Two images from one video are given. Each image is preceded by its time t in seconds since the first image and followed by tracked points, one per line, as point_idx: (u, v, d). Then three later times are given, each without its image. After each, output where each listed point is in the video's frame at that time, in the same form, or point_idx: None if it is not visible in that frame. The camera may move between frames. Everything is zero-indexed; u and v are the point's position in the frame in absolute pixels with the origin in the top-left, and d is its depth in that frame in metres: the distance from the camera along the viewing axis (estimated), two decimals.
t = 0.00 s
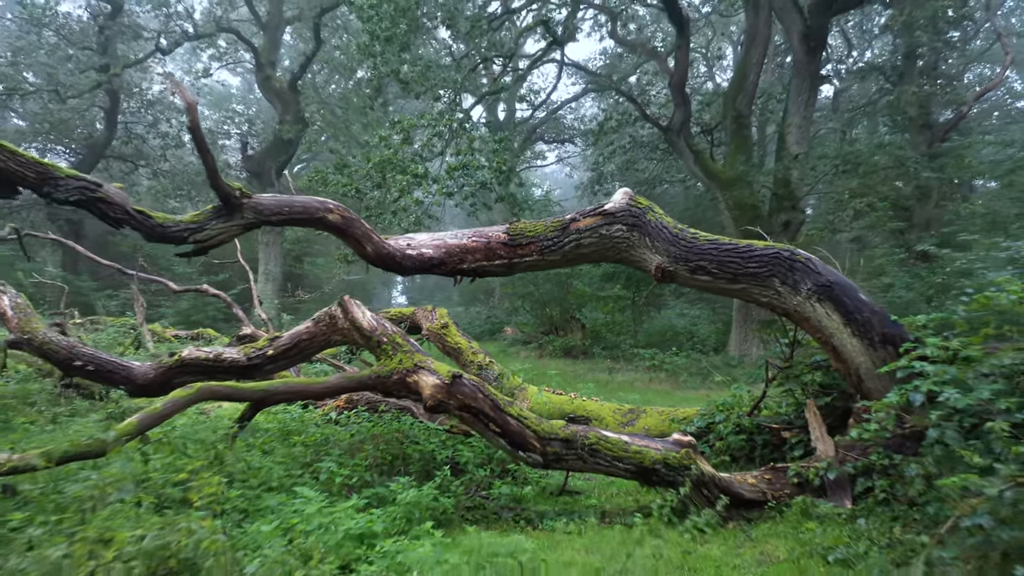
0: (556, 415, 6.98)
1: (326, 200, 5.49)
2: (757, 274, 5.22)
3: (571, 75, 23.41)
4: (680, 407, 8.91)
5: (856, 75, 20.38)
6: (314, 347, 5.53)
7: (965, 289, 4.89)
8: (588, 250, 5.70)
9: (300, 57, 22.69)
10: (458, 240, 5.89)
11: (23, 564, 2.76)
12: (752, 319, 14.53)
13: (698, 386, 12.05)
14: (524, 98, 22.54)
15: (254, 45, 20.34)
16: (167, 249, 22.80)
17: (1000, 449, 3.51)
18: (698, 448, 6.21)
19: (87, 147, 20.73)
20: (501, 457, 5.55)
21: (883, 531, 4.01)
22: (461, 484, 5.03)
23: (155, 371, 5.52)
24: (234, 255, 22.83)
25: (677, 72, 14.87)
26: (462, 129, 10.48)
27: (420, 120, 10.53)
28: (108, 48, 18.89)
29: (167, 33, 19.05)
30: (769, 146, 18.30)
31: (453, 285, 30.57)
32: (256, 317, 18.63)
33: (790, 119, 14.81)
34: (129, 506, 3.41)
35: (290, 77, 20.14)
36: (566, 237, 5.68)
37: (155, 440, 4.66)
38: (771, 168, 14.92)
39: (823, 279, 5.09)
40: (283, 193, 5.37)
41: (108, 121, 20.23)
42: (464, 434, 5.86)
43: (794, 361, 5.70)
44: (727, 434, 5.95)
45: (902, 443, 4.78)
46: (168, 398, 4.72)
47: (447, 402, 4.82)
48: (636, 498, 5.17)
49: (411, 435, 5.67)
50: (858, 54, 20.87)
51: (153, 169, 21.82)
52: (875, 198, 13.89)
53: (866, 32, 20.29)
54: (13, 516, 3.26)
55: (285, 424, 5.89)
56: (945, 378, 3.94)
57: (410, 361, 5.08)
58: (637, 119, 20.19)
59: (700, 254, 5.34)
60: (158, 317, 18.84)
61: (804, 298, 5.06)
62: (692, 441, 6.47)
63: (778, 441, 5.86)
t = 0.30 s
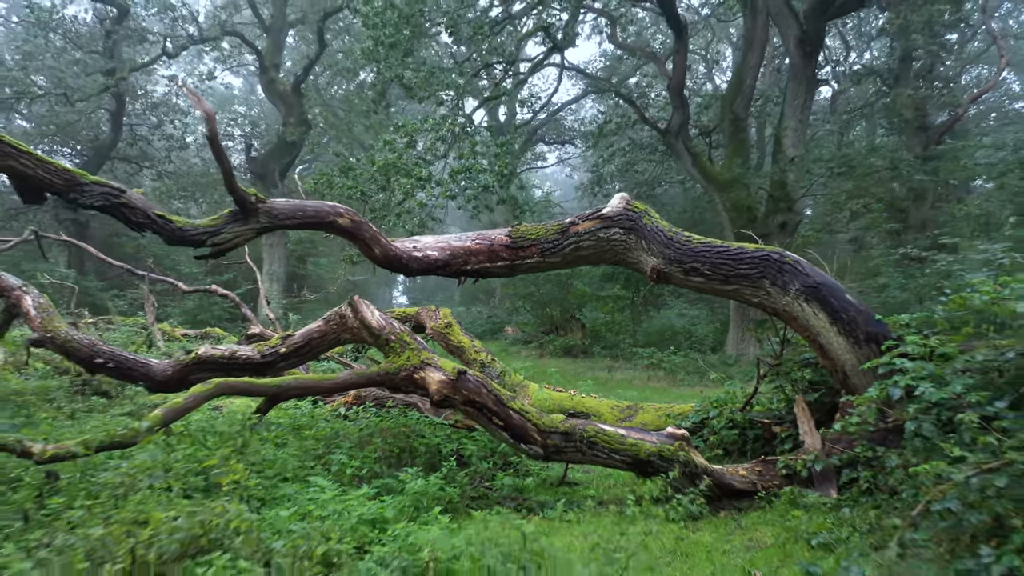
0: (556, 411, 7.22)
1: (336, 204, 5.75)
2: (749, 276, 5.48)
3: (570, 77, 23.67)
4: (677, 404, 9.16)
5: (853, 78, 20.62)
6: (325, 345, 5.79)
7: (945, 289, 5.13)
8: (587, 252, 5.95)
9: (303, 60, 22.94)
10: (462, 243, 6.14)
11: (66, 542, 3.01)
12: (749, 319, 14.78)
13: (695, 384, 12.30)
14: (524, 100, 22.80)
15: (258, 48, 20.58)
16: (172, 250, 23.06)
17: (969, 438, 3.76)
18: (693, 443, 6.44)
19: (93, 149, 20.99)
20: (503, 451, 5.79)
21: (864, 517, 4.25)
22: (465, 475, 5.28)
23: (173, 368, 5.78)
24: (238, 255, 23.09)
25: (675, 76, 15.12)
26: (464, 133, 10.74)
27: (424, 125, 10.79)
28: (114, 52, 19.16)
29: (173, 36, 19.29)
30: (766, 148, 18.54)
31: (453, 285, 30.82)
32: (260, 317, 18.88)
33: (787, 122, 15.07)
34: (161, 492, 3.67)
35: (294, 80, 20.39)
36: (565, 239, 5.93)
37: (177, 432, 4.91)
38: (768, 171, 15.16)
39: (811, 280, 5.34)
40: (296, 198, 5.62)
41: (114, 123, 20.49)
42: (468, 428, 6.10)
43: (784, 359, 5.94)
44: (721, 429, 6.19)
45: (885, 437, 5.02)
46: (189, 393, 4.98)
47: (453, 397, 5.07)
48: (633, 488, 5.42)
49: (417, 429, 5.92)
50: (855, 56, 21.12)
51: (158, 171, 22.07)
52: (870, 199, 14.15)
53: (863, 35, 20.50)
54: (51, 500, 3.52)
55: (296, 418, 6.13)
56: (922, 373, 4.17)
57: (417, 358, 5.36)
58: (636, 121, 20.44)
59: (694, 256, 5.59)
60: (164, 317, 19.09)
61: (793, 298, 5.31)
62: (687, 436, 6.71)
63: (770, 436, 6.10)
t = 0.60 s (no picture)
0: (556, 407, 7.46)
1: (345, 209, 6.00)
2: (741, 277, 5.73)
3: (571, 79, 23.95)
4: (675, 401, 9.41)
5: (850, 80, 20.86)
6: (335, 343, 6.05)
7: (926, 290, 5.38)
8: (587, 254, 6.20)
9: (306, 62, 23.20)
10: (465, 245, 6.39)
11: (105, 523, 3.27)
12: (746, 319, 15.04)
13: (692, 382, 12.55)
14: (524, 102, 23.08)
15: (262, 51, 20.83)
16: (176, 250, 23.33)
17: (943, 430, 4.01)
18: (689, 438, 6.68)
19: (99, 151, 21.25)
20: (506, 445, 6.04)
21: (846, 505, 4.51)
22: (470, 467, 5.53)
23: (190, 365, 6.03)
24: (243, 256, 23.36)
25: (673, 79, 15.37)
26: (467, 137, 10.99)
27: (427, 129, 11.05)
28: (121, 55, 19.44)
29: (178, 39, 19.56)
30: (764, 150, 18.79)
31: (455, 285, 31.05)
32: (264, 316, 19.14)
33: (783, 125, 15.32)
34: (187, 479, 3.93)
35: (297, 83, 20.66)
36: (565, 242, 6.18)
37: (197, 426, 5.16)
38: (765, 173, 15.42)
39: (799, 281, 5.60)
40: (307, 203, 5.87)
41: (120, 126, 20.76)
42: (472, 423, 6.36)
43: (775, 356, 6.18)
44: (715, 425, 6.41)
45: (871, 430, 5.26)
46: (208, 388, 5.25)
47: (458, 392, 5.35)
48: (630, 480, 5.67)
49: (423, 424, 6.17)
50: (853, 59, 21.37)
51: (163, 172, 22.33)
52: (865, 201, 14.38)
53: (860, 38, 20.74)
54: (86, 487, 3.78)
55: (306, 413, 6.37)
56: (903, 370, 4.41)
57: (424, 356, 5.64)
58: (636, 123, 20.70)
59: (688, 258, 5.85)
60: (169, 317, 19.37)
61: (783, 298, 5.56)
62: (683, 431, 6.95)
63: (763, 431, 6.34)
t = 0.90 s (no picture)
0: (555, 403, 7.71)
1: (354, 213, 6.26)
2: (734, 278, 5.99)
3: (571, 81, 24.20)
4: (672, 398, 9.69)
5: (848, 83, 21.11)
6: (344, 342, 6.30)
7: (910, 290, 5.62)
8: (586, 256, 6.44)
9: (309, 65, 23.45)
10: (469, 247, 6.64)
11: (138, 507, 3.52)
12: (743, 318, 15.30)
13: (690, 380, 12.80)
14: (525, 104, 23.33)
15: (266, 54, 21.06)
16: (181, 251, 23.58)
17: (921, 423, 4.25)
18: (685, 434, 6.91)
19: (105, 153, 21.50)
20: (508, 439, 6.28)
21: (831, 494, 4.76)
22: (474, 460, 5.78)
23: (205, 363, 6.29)
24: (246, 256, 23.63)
25: (672, 83, 15.63)
26: (469, 141, 11.27)
27: (431, 133, 11.31)
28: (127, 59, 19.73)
29: (185, 44, 19.87)
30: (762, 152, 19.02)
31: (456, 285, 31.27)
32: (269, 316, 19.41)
33: (780, 128, 15.58)
34: (213, 467, 4.19)
35: (301, 86, 20.92)
36: (565, 244, 6.42)
37: (214, 420, 5.41)
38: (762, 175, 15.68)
39: (789, 281, 5.85)
40: (318, 207, 6.12)
41: (126, 128, 21.00)
42: (476, 418, 6.60)
43: (767, 354, 6.43)
44: (710, 420, 6.66)
45: (857, 425, 5.49)
46: (226, 383, 5.50)
47: (464, 388, 5.62)
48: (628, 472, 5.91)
49: (428, 420, 6.42)
50: (851, 62, 21.62)
51: (168, 174, 22.59)
52: (861, 203, 14.70)
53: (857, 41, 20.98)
54: (118, 474, 4.03)
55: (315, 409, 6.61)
56: (885, 366, 4.64)
57: (430, 354, 5.90)
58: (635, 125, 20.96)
59: (683, 261, 6.10)
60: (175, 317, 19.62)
61: (774, 298, 5.81)
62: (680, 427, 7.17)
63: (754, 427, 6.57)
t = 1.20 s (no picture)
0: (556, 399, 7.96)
1: (362, 216, 6.51)
2: (727, 279, 6.24)
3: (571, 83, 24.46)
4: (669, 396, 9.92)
5: (846, 85, 21.33)
6: (353, 340, 6.56)
7: (896, 291, 5.86)
8: (586, 258, 6.69)
9: (312, 67, 23.68)
10: (473, 249, 6.88)
11: (167, 493, 3.77)
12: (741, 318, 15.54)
13: (688, 379, 13.03)
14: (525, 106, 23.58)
15: (270, 57, 21.31)
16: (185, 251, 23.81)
17: (900, 416, 4.51)
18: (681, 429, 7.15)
19: (110, 154, 21.73)
20: (510, 434, 6.52)
21: (817, 485, 5.02)
22: (478, 454, 6.04)
23: (220, 361, 6.54)
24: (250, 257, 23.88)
25: (670, 86, 15.87)
26: (472, 144, 11.52)
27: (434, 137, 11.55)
28: (132, 62, 19.96)
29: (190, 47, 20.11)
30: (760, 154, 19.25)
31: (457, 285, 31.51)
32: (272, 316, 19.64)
33: (777, 131, 15.82)
34: (233, 458, 4.44)
35: (305, 88, 21.17)
36: (566, 246, 6.66)
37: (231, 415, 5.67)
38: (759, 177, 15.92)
39: (780, 282, 6.10)
40: (328, 211, 6.37)
41: (131, 130, 21.23)
42: (479, 414, 6.86)
43: (759, 352, 6.66)
44: (705, 416, 6.90)
45: (845, 420, 5.72)
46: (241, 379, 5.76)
47: (468, 384, 5.87)
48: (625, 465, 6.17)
49: (433, 415, 6.66)
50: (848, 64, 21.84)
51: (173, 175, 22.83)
52: (857, 204, 14.94)
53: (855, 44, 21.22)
54: (145, 464, 4.29)
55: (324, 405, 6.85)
56: (869, 363, 4.88)
57: (436, 351, 6.15)
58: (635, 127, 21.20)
59: (679, 262, 6.35)
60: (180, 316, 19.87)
61: (765, 299, 6.06)
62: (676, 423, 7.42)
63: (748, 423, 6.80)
